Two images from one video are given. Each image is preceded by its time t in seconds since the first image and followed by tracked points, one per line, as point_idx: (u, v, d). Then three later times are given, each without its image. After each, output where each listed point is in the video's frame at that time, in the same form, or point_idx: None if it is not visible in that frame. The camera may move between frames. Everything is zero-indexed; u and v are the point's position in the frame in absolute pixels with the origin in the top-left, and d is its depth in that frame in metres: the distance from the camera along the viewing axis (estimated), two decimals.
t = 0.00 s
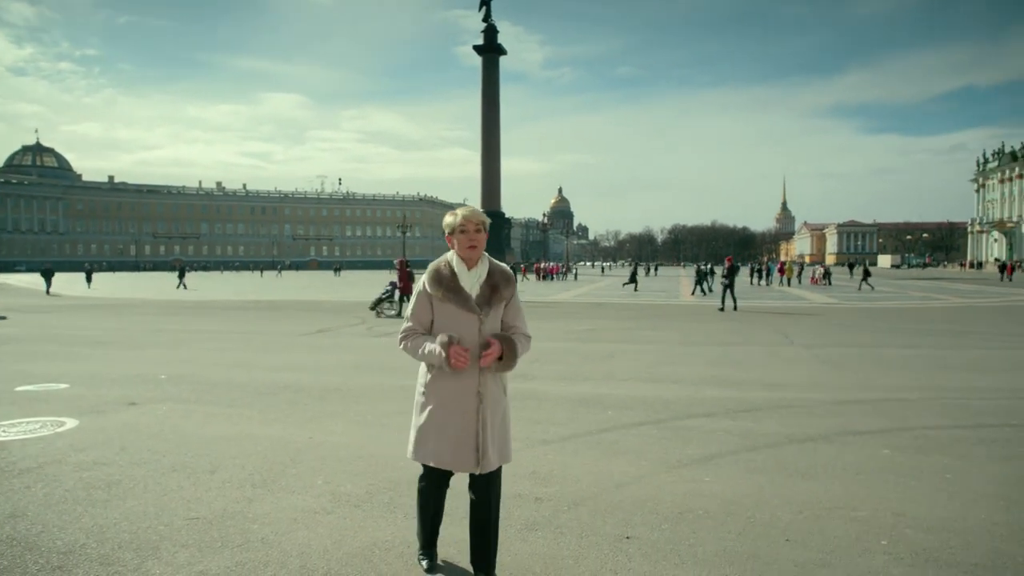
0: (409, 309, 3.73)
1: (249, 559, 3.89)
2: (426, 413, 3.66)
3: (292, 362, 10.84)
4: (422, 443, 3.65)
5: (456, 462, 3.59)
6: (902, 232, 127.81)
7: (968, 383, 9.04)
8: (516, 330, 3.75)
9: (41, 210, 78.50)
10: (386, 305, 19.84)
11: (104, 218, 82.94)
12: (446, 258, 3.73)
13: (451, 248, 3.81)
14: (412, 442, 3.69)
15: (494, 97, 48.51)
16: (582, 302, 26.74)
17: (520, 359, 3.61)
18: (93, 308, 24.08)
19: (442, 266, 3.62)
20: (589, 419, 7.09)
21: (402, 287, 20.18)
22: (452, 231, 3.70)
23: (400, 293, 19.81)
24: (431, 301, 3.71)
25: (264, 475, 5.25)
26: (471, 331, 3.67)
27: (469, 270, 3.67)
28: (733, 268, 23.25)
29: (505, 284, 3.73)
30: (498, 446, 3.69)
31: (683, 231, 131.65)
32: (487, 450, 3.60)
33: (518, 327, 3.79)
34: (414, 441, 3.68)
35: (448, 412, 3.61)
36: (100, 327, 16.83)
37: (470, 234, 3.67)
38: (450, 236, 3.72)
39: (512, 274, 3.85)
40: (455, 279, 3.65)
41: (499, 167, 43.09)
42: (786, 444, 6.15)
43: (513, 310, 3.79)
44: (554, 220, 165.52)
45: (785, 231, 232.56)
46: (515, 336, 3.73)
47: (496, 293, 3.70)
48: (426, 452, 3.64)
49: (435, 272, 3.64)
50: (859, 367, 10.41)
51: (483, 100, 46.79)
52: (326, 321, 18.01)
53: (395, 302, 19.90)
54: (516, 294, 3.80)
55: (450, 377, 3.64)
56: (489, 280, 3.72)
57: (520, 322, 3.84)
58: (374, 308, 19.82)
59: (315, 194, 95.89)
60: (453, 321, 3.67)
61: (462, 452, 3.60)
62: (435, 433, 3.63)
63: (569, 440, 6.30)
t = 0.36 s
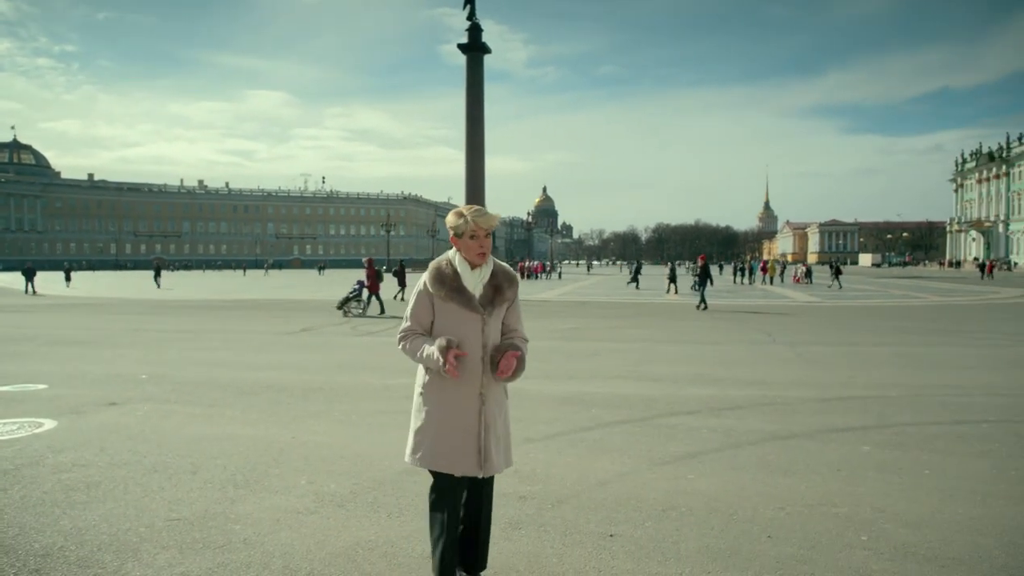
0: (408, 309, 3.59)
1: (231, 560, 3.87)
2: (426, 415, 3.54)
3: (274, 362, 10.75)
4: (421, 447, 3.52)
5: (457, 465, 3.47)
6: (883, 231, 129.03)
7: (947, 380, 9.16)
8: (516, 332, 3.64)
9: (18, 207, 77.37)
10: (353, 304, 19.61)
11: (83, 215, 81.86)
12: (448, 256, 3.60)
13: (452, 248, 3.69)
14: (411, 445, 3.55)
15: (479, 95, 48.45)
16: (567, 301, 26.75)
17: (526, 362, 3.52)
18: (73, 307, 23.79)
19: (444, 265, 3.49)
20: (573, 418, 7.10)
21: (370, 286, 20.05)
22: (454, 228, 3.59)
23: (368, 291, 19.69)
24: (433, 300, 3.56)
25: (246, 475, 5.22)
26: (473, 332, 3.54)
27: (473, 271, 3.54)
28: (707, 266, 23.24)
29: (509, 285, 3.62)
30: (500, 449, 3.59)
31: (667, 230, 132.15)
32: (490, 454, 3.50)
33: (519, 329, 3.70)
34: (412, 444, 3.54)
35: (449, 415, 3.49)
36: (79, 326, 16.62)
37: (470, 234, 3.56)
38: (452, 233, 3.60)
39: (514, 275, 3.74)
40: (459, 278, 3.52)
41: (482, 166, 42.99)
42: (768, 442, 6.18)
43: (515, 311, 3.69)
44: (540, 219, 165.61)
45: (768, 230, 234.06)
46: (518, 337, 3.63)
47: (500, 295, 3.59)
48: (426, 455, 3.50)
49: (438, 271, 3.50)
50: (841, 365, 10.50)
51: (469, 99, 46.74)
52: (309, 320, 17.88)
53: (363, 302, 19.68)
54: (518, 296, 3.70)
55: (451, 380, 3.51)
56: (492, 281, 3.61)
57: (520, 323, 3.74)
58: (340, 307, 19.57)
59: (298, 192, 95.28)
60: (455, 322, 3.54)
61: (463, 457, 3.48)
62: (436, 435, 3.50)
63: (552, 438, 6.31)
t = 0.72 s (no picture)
0: (404, 319, 3.31)
1: (215, 561, 3.83)
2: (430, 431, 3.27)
3: (258, 362, 10.67)
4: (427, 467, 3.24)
5: (468, 481, 3.20)
6: (865, 230, 130.35)
7: (926, 378, 9.28)
8: (517, 336, 3.45)
9: None
10: (321, 304, 19.42)
11: (63, 214, 80.92)
12: (444, 259, 3.36)
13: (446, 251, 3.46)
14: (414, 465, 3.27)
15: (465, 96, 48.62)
16: (552, 300, 26.77)
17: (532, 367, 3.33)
18: (52, 307, 23.50)
19: (443, 270, 3.25)
20: (557, 416, 7.11)
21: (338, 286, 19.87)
22: (450, 231, 3.35)
23: (335, 290, 19.48)
24: (431, 308, 3.31)
25: (229, 475, 5.17)
26: (477, 340, 3.30)
27: (473, 275, 3.31)
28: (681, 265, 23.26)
29: (509, 288, 3.42)
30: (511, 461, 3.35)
31: (652, 229, 132.71)
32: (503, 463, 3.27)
33: (520, 335, 3.50)
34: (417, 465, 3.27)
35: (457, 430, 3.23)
36: (60, 326, 16.41)
37: (467, 235, 3.34)
38: (447, 235, 3.36)
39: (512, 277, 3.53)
40: (459, 283, 3.28)
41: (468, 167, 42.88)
42: (750, 440, 6.21)
43: (513, 316, 3.49)
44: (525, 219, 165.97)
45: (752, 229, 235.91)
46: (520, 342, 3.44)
47: (502, 299, 3.37)
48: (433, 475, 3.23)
49: (437, 277, 3.25)
50: (824, 363, 10.58)
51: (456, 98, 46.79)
52: (293, 320, 17.82)
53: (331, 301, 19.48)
54: (517, 300, 3.50)
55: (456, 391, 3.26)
56: (492, 285, 3.39)
57: (518, 328, 3.54)
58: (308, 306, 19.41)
59: (282, 192, 94.74)
60: (456, 329, 3.30)
61: (473, 474, 3.21)
62: (443, 451, 3.23)
63: (536, 437, 6.32)
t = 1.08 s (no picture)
0: (411, 326, 3.24)
1: (197, 564, 3.80)
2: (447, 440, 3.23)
3: (239, 363, 10.58)
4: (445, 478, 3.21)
5: (490, 489, 3.19)
6: (846, 230, 131.50)
7: (904, 376, 9.39)
8: (531, 333, 3.42)
9: None
10: (287, 305, 19.17)
11: (41, 213, 79.66)
12: (448, 260, 3.28)
13: (447, 251, 3.39)
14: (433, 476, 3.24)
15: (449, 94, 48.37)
16: (536, 300, 26.76)
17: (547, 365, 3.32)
18: (28, 308, 23.14)
19: (450, 272, 3.18)
20: (541, 416, 7.12)
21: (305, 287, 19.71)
22: (454, 232, 3.27)
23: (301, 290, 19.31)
24: (440, 313, 3.24)
25: (211, 477, 5.13)
26: (490, 343, 3.26)
27: (480, 276, 3.25)
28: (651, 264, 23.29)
29: (518, 285, 3.36)
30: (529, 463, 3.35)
31: (635, 229, 133.00)
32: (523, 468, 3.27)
33: (531, 330, 3.47)
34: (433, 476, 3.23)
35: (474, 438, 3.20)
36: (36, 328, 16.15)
37: (470, 236, 3.28)
38: (451, 235, 3.29)
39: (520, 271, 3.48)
40: (468, 285, 3.21)
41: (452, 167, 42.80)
42: (731, 439, 6.25)
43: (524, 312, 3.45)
44: (508, 218, 165.74)
45: (734, 228, 237.26)
46: (532, 339, 3.41)
47: (513, 298, 3.32)
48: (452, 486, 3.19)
49: (445, 282, 3.17)
50: (804, 362, 10.68)
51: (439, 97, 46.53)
52: (276, 319, 17.69)
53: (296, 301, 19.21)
54: (528, 295, 3.45)
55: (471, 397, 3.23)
56: (501, 283, 3.33)
57: (529, 323, 3.51)
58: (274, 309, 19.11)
59: (264, 191, 93.98)
60: (469, 333, 3.25)
61: (495, 481, 3.20)
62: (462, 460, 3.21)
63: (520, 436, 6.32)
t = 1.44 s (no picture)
0: (417, 320, 3.00)
1: (171, 568, 3.76)
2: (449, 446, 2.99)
3: (216, 364, 10.48)
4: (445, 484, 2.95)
5: (489, 500, 2.94)
6: (822, 230, 133.16)
7: (879, 374, 9.53)
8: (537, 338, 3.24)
9: None
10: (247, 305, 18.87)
11: (13, 212, 78.18)
12: (457, 255, 3.07)
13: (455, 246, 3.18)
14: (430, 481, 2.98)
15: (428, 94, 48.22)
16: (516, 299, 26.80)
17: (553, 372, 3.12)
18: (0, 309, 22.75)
19: (461, 266, 2.97)
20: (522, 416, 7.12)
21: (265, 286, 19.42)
22: (465, 226, 3.08)
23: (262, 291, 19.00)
24: (447, 309, 3.02)
25: (187, 480, 5.07)
26: (497, 342, 3.06)
27: (490, 271, 3.05)
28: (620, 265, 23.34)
29: (528, 287, 3.17)
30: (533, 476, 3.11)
31: (615, 229, 133.60)
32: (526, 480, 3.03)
33: (535, 335, 3.28)
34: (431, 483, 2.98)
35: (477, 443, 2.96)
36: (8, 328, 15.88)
37: (482, 232, 3.08)
38: (464, 230, 3.09)
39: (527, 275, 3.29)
40: (477, 282, 2.99)
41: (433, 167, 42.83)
42: (710, 438, 6.29)
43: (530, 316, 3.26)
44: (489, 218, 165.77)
45: (713, 228, 239.17)
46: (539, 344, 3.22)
47: (522, 299, 3.13)
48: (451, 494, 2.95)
49: (456, 275, 2.96)
50: (782, 361, 10.78)
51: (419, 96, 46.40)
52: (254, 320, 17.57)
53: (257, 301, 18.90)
54: (535, 298, 3.26)
55: (474, 400, 2.99)
56: (511, 283, 3.14)
57: (534, 328, 3.31)
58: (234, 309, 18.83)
59: (243, 190, 93.13)
60: (476, 331, 3.03)
61: (497, 491, 2.96)
62: (463, 466, 2.96)
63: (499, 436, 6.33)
